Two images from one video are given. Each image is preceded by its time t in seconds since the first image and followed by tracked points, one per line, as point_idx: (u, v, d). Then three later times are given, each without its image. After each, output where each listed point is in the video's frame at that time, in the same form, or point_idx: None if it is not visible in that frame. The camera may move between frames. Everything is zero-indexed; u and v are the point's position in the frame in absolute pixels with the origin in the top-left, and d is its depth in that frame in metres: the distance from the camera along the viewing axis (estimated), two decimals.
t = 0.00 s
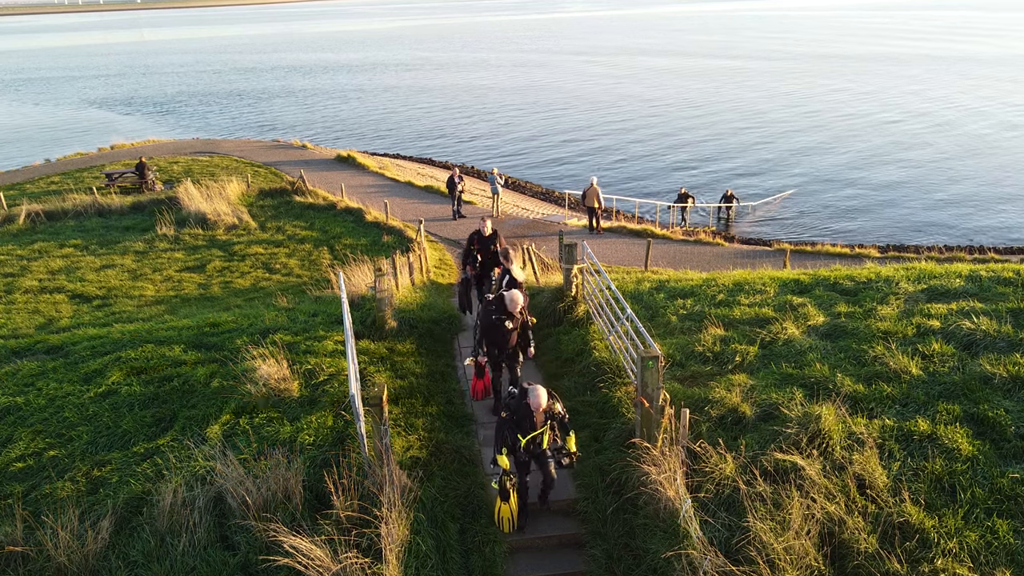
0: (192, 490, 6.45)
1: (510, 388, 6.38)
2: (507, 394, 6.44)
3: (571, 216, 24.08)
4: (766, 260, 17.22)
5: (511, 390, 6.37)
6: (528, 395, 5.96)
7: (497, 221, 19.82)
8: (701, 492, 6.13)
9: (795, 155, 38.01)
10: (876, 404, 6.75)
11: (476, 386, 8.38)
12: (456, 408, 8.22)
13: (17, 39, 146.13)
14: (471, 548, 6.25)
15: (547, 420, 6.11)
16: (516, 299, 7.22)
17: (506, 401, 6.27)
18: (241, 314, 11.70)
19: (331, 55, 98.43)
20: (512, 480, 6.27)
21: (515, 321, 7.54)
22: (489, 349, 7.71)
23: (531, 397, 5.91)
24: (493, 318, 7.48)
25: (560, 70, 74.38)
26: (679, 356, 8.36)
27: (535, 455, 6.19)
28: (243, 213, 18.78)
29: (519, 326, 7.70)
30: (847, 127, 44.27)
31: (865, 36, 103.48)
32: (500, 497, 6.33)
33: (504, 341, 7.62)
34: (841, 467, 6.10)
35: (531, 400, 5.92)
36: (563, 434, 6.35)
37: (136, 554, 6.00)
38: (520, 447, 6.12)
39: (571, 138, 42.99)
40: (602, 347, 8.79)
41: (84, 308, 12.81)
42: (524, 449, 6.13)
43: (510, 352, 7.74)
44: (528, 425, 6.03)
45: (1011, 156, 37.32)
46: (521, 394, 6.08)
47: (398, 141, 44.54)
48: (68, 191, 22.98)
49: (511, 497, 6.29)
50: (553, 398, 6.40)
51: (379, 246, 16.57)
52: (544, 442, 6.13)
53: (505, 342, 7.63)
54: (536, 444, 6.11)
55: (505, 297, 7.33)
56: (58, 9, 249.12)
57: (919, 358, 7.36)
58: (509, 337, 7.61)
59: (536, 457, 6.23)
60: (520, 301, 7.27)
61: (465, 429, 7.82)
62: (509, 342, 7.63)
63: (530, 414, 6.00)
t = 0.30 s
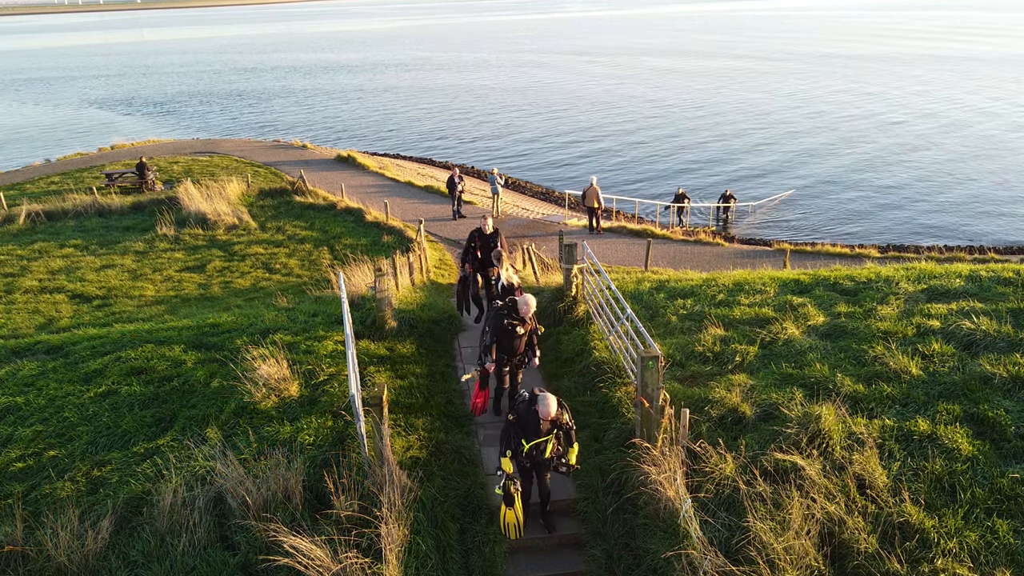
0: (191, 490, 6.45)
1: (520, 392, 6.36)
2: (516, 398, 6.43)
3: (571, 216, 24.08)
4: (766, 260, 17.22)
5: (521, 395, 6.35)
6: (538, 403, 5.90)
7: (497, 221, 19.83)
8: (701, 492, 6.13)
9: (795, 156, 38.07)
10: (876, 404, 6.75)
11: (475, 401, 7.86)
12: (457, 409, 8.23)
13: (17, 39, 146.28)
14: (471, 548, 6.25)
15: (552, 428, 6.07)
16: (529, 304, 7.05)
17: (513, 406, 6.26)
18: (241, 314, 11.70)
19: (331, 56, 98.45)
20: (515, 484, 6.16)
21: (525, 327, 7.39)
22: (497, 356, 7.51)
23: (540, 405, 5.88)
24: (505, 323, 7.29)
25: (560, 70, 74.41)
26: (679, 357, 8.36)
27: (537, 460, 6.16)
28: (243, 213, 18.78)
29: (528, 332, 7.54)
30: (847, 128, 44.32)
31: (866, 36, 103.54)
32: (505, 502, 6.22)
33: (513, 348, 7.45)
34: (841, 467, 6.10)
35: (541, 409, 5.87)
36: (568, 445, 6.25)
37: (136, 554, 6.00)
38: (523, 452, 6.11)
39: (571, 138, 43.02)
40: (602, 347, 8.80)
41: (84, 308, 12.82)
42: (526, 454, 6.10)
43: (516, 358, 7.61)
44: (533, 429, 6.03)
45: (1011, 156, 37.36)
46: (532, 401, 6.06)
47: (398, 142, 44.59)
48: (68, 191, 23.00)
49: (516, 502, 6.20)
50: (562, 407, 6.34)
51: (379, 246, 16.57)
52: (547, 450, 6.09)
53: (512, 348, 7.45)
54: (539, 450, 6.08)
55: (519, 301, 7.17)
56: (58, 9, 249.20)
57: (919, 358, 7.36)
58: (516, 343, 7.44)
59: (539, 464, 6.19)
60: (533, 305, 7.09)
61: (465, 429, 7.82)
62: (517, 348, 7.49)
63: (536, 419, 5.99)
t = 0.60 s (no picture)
0: (191, 490, 6.45)
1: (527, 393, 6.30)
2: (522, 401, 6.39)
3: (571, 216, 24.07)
4: (766, 260, 17.21)
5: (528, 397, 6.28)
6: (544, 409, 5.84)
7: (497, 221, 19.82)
8: (701, 492, 6.12)
9: (795, 156, 38.08)
10: (876, 404, 6.75)
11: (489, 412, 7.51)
12: (456, 409, 8.21)
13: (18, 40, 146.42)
14: (471, 548, 6.25)
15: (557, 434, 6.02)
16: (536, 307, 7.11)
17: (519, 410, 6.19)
18: (241, 314, 11.69)
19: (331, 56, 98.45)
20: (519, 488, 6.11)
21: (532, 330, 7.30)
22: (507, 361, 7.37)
23: (547, 411, 5.80)
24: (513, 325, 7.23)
25: (560, 70, 74.44)
26: (679, 357, 8.35)
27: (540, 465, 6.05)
28: (243, 213, 18.78)
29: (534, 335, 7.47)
30: (847, 128, 44.33)
31: (865, 36, 103.55)
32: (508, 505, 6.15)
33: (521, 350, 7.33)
34: (841, 467, 6.10)
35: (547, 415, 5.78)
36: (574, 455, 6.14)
37: (136, 554, 6.00)
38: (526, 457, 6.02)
39: (571, 139, 43.04)
40: (602, 347, 8.79)
41: (84, 308, 12.81)
42: (529, 460, 6.03)
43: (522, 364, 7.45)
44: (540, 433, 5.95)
45: (1011, 156, 37.37)
46: (537, 406, 5.99)
47: (398, 142, 44.60)
48: (68, 191, 22.99)
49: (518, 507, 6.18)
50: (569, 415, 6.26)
51: (379, 246, 16.57)
52: (550, 456, 6.03)
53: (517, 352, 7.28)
54: (543, 456, 6.02)
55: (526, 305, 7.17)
56: (59, 9, 248.98)
57: (919, 358, 7.36)
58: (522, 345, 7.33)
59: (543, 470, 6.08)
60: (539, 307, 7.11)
61: (465, 429, 7.82)
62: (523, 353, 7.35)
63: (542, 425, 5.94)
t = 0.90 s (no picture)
0: (191, 490, 6.45)
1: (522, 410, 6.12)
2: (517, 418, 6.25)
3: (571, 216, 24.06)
4: (766, 260, 17.19)
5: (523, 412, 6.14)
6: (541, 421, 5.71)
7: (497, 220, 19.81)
8: (701, 492, 6.13)
9: (795, 156, 38.10)
10: (876, 403, 6.75)
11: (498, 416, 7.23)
12: (456, 408, 8.21)
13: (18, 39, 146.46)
14: (471, 548, 6.25)
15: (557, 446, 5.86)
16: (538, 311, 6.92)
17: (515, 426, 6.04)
18: (241, 313, 11.69)
19: (331, 56, 98.43)
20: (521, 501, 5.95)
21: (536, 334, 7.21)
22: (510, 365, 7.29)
23: (544, 422, 5.67)
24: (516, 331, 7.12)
25: (561, 70, 74.44)
26: (679, 356, 8.35)
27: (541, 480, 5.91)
28: (243, 213, 18.77)
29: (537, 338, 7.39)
30: (847, 128, 44.31)
31: (865, 36, 103.55)
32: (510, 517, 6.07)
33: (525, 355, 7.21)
34: (841, 467, 6.10)
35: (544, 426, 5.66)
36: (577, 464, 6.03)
37: (136, 554, 6.00)
38: (527, 473, 5.84)
39: (571, 138, 43.04)
40: (602, 347, 8.79)
41: (84, 308, 12.81)
42: (530, 474, 5.86)
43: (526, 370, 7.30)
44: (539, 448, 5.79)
45: (1011, 156, 37.34)
46: (533, 420, 5.83)
47: (398, 142, 44.60)
48: (68, 191, 22.98)
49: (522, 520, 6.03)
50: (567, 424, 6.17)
51: (379, 246, 16.56)
52: (552, 468, 5.87)
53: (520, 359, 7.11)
54: (543, 469, 5.86)
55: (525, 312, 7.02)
56: (58, 9, 248.72)
57: (919, 357, 7.36)
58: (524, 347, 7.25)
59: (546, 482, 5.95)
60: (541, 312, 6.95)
61: (465, 429, 7.81)
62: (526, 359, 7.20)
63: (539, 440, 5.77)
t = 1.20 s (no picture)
0: (191, 490, 6.45)
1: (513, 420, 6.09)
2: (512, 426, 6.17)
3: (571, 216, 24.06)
4: (766, 260, 17.19)
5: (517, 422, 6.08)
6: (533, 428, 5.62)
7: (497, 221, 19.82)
8: (701, 492, 6.13)
9: (795, 156, 38.12)
10: (875, 403, 6.75)
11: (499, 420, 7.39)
12: (456, 408, 8.21)
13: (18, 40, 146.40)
14: (471, 548, 6.25)
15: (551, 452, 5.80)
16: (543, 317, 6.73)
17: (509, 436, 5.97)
18: (241, 314, 11.69)
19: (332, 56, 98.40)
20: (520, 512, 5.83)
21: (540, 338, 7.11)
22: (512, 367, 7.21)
23: (536, 429, 5.58)
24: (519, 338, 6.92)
25: (561, 70, 74.47)
26: (679, 356, 8.35)
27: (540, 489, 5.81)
28: (243, 213, 18.77)
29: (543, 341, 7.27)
30: (847, 128, 44.35)
31: (864, 36, 103.59)
32: (512, 533, 5.99)
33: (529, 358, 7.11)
34: (841, 467, 6.10)
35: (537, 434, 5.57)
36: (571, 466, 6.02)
37: (136, 554, 6.00)
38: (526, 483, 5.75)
39: (571, 138, 43.06)
40: (602, 347, 8.79)
41: (84, 308, 12.81)
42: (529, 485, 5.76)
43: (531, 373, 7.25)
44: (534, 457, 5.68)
45: (1010, 156, 37.35)
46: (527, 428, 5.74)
47: (398, 142, 44.63)
48: (68, 191, 22.98)
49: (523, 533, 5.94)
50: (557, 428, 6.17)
51: (379, 246, 16.57)
52: (550, 475, 5.78)
53: (525, 363, 7.06)
54: (542, 477, 5.75)
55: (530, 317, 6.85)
56: (58, 9, 248.52)
57: (919, 357, 7.36)
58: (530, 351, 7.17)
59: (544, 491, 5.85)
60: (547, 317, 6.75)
61: (465, 429, 7.81)
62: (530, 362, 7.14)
63: (535, 448, 5.68)
